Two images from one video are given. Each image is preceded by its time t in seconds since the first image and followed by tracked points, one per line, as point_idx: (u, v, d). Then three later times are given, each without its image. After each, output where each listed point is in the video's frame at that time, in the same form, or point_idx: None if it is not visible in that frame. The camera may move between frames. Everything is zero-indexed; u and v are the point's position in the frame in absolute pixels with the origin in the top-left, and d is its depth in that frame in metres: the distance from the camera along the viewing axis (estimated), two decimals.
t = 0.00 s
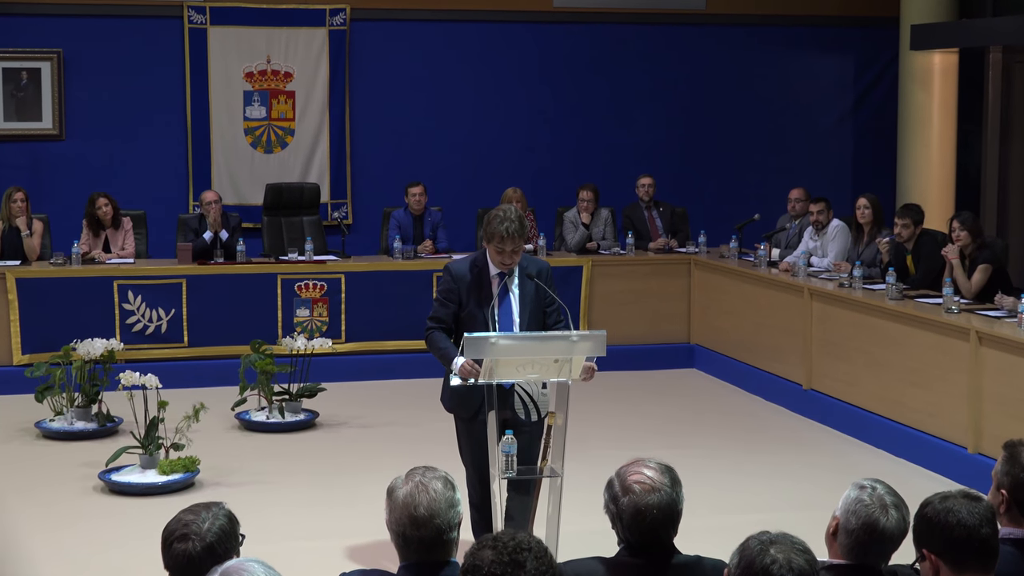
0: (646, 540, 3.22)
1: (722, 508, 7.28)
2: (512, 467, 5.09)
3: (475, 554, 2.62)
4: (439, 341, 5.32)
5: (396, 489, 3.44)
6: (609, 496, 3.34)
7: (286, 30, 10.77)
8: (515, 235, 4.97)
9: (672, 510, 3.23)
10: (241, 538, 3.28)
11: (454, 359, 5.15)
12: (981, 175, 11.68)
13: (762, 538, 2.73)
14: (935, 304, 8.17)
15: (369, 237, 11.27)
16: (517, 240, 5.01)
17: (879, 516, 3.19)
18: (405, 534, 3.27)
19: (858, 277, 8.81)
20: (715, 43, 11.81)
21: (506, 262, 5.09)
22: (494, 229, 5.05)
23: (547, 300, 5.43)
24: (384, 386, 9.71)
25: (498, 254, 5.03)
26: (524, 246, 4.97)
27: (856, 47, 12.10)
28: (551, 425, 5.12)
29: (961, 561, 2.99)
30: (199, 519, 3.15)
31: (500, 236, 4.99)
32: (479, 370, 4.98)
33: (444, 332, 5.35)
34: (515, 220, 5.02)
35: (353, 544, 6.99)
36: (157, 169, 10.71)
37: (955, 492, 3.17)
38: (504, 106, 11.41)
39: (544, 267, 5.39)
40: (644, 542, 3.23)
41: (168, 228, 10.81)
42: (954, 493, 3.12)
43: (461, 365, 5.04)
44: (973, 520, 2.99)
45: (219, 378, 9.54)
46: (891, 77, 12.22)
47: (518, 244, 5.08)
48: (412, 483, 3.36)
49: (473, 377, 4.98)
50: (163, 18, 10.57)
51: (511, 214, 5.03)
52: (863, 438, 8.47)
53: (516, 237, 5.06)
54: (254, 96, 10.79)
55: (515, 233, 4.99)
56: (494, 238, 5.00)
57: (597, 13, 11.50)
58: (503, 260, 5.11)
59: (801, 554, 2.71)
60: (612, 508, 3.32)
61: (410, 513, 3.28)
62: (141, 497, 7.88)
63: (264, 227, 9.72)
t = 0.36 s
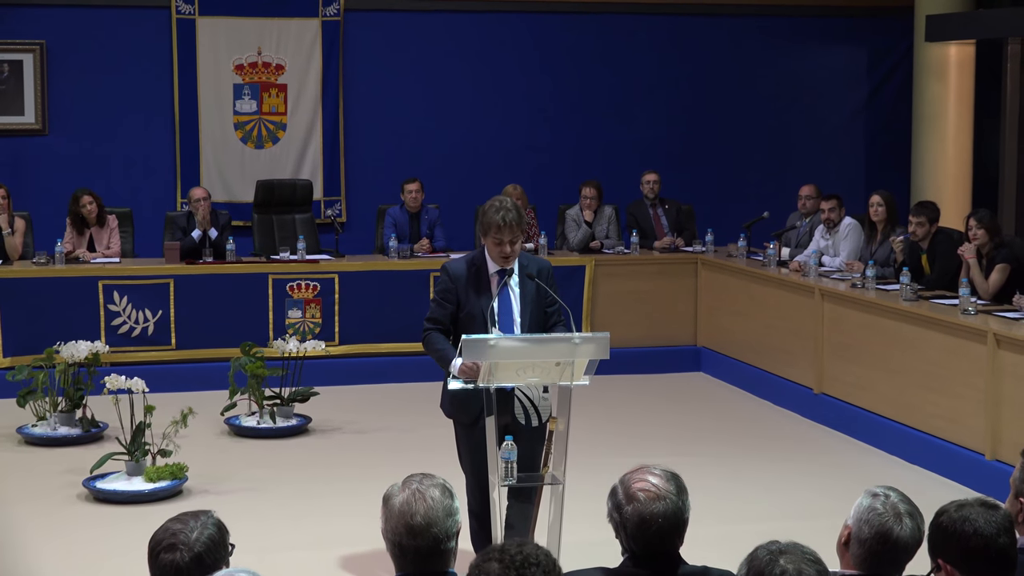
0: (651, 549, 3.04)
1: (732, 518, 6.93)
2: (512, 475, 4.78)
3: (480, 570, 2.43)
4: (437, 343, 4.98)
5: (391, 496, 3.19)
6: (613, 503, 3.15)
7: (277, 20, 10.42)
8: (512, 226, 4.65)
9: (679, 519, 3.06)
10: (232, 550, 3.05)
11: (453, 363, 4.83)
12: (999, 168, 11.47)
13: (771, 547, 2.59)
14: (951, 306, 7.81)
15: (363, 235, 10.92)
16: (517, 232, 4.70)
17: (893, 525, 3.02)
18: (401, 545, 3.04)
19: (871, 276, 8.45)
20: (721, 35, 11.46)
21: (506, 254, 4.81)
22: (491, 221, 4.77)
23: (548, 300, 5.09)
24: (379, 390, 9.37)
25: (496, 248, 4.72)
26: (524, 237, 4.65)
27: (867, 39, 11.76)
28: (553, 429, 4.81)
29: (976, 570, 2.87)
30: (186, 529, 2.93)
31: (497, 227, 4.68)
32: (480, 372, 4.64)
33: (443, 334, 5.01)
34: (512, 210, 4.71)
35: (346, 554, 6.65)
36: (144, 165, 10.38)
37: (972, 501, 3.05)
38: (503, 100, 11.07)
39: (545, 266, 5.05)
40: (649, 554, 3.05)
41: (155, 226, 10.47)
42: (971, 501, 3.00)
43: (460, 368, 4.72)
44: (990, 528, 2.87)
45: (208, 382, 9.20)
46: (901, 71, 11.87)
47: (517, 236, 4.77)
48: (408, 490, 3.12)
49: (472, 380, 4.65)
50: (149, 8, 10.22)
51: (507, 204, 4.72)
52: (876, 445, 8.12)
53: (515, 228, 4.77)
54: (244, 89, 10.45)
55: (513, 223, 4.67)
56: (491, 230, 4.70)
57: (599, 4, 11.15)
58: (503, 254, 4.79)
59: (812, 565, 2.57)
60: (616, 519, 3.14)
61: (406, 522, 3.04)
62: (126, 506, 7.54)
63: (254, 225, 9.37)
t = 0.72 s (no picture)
0: (657, 559, 2.96)
1: (742, 527, 6.59)
2: (512, 483, 4.46)
3: None
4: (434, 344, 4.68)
5: (387, 504, 3.08)
6: (616, 512, 3.07)
7: (268, 10, 10.09)
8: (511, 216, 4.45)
9: (685, 529, 2.96)
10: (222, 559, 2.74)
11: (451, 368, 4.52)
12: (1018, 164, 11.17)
13: (780, 558, 2.45)
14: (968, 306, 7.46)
15: (357, 233, 10.59)
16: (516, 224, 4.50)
17: (908, 536, 2.86)
18: (397, 555, 2.93)
19: (884, 276, 8.10)
20: (727, 27, 11.12)
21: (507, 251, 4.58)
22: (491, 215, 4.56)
23: (547, 301, 4.80)
24: (373, 394, 9.02)
25: (495, 241, 4.51)
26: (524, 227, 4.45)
27: (878, 31, 11.42)
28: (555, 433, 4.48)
29: None
30: (175, 538, 2.62)
31: (495, 220, 4.48)
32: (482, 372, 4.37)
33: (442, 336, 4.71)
34: (510, 202, 4.51)
35: (339, 564, 6.31)
36: (130, 161, 10.05)
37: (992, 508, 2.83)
38: (501, 94, 10.73)
39: (544, 264, 4.76)
40: (655, 564, 2.97)
41: (141, 223, 10.15)
42: (990, 509, 2.77)
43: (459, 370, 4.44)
44: (1010, 538, 2.65)
45: (196, 386, 8.85)
46: (913, 64, 11.52)
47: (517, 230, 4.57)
48: (405, 499, 3.00)
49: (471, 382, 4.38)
50: None
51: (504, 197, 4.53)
52: (891, 451, 7.77)
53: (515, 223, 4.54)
54: (234, 82, 10.11)
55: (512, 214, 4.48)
56: (489, 223, 4.50)
57: None
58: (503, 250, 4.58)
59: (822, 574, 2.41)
60: (619, 527, 3.05)
61: (401, 532, 2.93)
62: (110, 514, 7.20)
63: (244, 222, 9.02)
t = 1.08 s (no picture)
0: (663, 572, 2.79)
1: (754, 537, 6.25)
2: (513, 490, 4.14)
3: None
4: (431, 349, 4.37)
5: (380, 509, 2.94)
6: (621, 521, 2.89)
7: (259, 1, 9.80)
8: (512, 215, 4.16)
9: (692, 539, 2.79)
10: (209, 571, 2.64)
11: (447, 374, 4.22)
12: None
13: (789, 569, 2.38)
14: (986, 307, 7.12)
15: (351, 231, 10.27)
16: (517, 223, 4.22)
17: (923, 545, 2.76)
18: (392, 566, 2.82)
19: (899, 276, 7.76)
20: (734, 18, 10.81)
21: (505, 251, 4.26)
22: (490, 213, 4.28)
23: (551, 302, 4.49)
24: (368, 399, 8.69)
25: (495, 241, 4.23)
26: (526, 227, 4.17)
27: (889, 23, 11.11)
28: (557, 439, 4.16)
29: None
30: (162, 549, 2.52)
31: (495, 219, 4.20)
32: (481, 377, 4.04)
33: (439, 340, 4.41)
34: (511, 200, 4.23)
35: None
36: (115, 157, 9.74)
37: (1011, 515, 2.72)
38: (501, 88, 10.41)
39: (545, 264, 4.46)
40: None
41: (128, 221, 9.83)
42: (1009, 517, 2.65)
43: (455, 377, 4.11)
44: None
45: (185, 390, 8.53)
46: (924, 57, 11.20)
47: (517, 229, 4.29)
48: (400, 506, 2.87)
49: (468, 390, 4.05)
50: None
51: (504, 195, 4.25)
52: (908, 459, 7.43)
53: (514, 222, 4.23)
54: (224, 74, 9.81)
55: (513, 213, 4.19)
56: (489, 222, 4.21)
57: None
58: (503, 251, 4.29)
59: None
60: (623, 538, 2.87)
61: (398, 543, 2.81)
62: (96, 523, 6.88)
63: (234, 220, 8.66)
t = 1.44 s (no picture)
0: None
1: (766, 547, 5.92)
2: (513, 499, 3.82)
3: None
4: (428, 352, 4.04)
5: (375, 518, 2.71)
6: (624, 530, 2.65)
7: None
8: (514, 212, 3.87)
9: (700, 550, 2.55)
10: None
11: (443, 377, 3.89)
12: None
13: None
14: (1006, 307, 6.77)
15: (345, 229, 9.95)
16: (519, 221, 3.93)
17: (942, 556, 2.53)
18: None
19: (915, 275, 7.41)
20: (740, 9, 10.48)
21: (507, 250, 3.98)
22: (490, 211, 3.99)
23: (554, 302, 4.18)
24: (362, 404, 8.36)
25: (495, 239, 3.93)
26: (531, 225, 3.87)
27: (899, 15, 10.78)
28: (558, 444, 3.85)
29: None
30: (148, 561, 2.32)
31: (495, 217, 3.90)
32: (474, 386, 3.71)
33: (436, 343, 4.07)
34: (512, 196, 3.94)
35: None
36: (101, 152, 9.43)
37: None
38: (500, 82, 10.09)
39: (548, 264, 4.15)
40: None
41: (113, 218, 9.52)
42: None
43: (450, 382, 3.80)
44: None
45: (172, 395, 8.20)
46: (937, 50, 10.87)
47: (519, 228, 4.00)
48: (396, 515, 2.64)
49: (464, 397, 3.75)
50: None
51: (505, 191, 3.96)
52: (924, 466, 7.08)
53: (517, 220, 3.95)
54: (212, 66, 9.49)
55: (516, 210, 3.90)
56: (489, 219, 3.92)
57: None
58: (504, 251, 3.99)
59: None
60: (627, 548, 2.63)
61: (394, 554, 2.58)
62: (80, 533, 6.55)
63: (222, 218, 8.32)
